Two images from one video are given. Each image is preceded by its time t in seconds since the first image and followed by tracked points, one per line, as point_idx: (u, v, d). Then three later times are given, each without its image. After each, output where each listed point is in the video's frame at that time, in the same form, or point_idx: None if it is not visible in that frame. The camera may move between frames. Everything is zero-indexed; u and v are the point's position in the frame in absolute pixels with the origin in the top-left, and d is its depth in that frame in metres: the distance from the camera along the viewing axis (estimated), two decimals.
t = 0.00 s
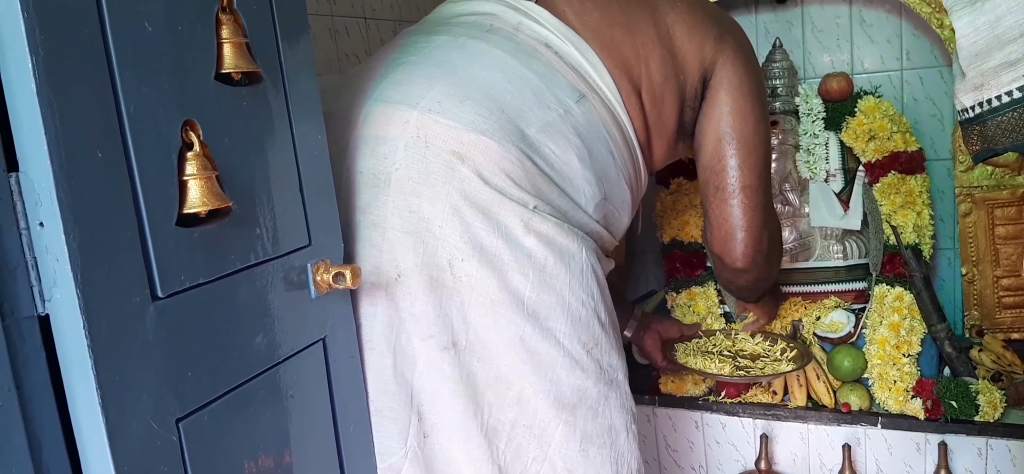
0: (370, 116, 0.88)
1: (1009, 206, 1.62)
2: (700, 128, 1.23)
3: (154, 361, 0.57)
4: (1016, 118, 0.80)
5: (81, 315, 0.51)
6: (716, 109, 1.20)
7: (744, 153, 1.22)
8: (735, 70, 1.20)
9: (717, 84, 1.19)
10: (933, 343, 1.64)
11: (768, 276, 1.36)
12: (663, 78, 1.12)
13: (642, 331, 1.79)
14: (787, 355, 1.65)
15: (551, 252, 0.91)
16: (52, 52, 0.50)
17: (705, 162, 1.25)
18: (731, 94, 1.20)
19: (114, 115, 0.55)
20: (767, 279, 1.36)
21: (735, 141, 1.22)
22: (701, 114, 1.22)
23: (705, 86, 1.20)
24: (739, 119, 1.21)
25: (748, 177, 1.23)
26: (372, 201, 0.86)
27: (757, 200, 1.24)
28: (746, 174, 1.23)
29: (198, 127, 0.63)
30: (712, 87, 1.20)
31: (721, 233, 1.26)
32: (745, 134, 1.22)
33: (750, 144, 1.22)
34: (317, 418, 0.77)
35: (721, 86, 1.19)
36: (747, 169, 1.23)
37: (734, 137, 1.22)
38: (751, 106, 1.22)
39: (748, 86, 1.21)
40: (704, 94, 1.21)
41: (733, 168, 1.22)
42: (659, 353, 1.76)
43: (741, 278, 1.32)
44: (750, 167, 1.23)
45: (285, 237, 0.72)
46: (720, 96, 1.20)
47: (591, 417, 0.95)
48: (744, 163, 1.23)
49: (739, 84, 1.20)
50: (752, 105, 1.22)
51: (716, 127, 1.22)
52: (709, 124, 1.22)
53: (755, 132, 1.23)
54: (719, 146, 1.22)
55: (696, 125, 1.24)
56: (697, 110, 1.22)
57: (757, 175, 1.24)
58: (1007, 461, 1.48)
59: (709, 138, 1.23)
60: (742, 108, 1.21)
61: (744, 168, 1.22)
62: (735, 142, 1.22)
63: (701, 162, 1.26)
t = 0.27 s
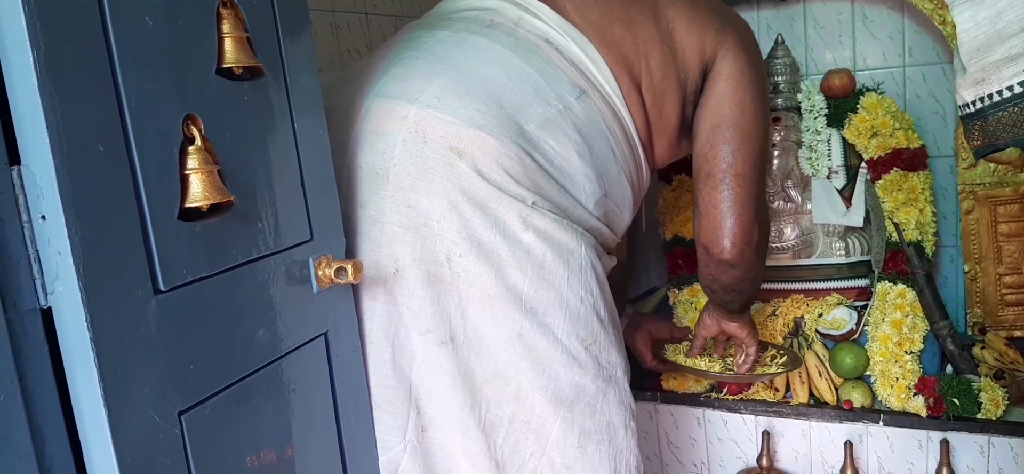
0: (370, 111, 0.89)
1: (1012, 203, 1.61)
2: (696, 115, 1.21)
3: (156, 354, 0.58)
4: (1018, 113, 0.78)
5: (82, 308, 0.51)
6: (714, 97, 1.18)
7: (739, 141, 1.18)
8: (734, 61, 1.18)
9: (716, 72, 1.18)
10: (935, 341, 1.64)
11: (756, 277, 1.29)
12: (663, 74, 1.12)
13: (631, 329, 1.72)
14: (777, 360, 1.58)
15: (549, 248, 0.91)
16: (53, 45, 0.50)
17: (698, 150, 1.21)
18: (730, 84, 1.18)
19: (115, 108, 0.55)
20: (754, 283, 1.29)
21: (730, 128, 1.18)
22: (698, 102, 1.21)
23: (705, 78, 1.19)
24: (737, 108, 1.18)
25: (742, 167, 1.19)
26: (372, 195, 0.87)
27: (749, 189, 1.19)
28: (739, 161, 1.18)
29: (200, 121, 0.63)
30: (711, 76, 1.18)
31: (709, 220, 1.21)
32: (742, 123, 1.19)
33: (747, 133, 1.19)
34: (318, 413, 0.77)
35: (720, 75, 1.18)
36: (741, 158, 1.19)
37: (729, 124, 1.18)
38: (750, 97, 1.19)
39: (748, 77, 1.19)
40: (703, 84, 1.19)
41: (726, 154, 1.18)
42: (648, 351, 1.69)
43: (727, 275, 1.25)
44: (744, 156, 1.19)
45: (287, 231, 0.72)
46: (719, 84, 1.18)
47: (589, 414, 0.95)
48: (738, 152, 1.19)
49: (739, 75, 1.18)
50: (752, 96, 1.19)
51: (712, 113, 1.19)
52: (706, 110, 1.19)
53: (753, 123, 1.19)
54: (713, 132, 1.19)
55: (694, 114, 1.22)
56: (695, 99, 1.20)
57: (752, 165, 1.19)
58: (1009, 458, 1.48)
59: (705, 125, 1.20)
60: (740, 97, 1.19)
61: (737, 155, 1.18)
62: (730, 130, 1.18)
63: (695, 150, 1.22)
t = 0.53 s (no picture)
0: (371, 107, 0.89)
1: (1015, 202, 1.61)
2: (704, 118, 1.20)
3: (159, 350, 0.58)
4: (1017, 111, 0.78)
5: (86, 304, 0.52)
6: (722, 102, 1.17)
7: (747, 146, 1.17)
8: (743, 64, 1.17)
9: (724, 75, 1.17)
10: (938, 340, 1.65)
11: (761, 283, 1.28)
12: (666, 74, 1.12)
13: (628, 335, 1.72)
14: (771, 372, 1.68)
15: (549, 246, 0.91)
16: (57, 41, 0.50)
17: (705, 153, 1.20)
18: (738, 87, 1.17)
19: (118, 104, 0.55)
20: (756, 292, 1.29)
21: (738, 133, 1.17)
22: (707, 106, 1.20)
23: (711, 79, 1.18)
24: (745, 112, 1.17)
25: (750, 172, 1.18)
26: (371, 192, 0.87)
27: (755, 195, 1.18)
28: (747, 166, 1.17)
29: (203, 117, 0.63)
30: (719, 79, 1.17)
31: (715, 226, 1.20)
32: (750, 128, 1.17)
33: (755, 138, 1.18)
34: (320, 409, 0.77)
35: (728, 77, 1.17)
36: (750, 163, 1.17)
37: (738, 128, 1.17)
38: (759, 101, 1.18)
39: (757, 80, 1.18)
40: (711, 85, 1.18)
41: (734, 159, 1.17)
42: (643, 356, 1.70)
43: (731, 281, 1.25)
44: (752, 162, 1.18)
45: (290, 228, 0.72)
46: (726, 86, 1.17)
47: (588, 413, 0.94)
48: (747, 156, 1.17)
49: (747, 78, 1.17)
50: (759, 100, 1.18)
51: (720, 117, 1.18)
52: (714, 114, 1.18)
53: (761, 127, 1.18)
54: (722, 136, 1.18)
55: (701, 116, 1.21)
56: (702, 102, 1.20)
57: (760, 171, 1.18)
58: (1011, 457, 1.48)
59: (713, 129, 1.19)
60: (748, 101, 1.18)
61: (745, 161, 1.17)
62: (738, 134, 1.17)
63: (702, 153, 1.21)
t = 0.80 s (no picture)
0: (374, 102, 0.89)
1: (1015, 200, 1.61)
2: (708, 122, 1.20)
3: (158, 346, 0.58)
4: (1017, 108, 0.78)
5: (85, 300, 0.52)
6: (727, 108, 1.18)
7: (751, 153, 1.18)
8: (745, 67, 1.18)
9: (727, 79, 1.18)
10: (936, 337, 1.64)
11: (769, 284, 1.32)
12: (670, 73, 1.12)
13: (635, 335, 1.79)
14: (779, 377, 1.69)
15: (552, 242, 0.91)
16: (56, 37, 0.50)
17: (710, 158, 1.21)
18: (741, 92, 1.18)
19: (118, 100, 0.55)
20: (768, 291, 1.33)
21: (742, 140, 1.18)
22: (710, 109, 1.20)
23: (714, 82, 1.18)
24: (748, 116, 1.18)
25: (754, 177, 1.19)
26: (374, 186, 0.87)
27: (760, 201, 1.20)
28: (752, 174, 1.18)
29: (202, 114, 0.63)
30: (723, 83, 1.18)
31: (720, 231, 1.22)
32: (754, 134, 1.18)
33: (758, 142, 1.19)
34: (319, 405, 0.77)
35: (731, 82, 1.18)
36: (755, 169, 1.18)
37: (742, 135, 1.18)
38: (761, 105, 1.19)
39: (758, 85, 1.19)
40: (714, 88, 1.19)
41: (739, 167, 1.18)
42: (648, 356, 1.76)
43: (740, 283, 1.28)
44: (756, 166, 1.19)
45: (289, 224, 0.72)
46: (730, 90, 1.18)
47: (589, 409, 0.94)
48: (751, 162, 1.18)
49: (749, 82, 1.18)
50: (762, 104, 1.19)
51: (724, 122, 1.19)
52: (718, 120, 1.19)
53: (764, 133, 1.19)
54: (725, 142, 1.19)
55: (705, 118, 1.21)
56: (705, 106, 1.20)
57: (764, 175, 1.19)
58: (1010, 455, 1.48)
59: (717, 134, 1.19)
60: (751, 105, 1.18)
61: (751, 169, 1.18)
62: (743, 141, 1.18)
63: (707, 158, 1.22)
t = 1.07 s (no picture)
0: (371, 100, 0.89)
1: (1009, 200, 1.62)
2: (708, 135, 1.22)
3: (152, 347, 0.58)
4: (1012, 108, 0.78)
5: (77, 301, 0.51)
6: (725, 124, 1.19)
7: (750, 169, 1.20)
8: (743, 80, 1.17)
9: (726, 94, 1.17)
10: (931, 337, 1.64)
11: (776, 292, 1.34)
12: (667, 78, 1.11)
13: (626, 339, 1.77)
14: (768, 379, 1.66)
15: (548, 241, 0.91)
16: (47, 37, 0.50)
17: (711, 173, 1.24)
18: (740, 108, 1.18)
19: (110, 101, 0.55)
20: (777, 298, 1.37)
21: (740, 157, 1.20)
22: (709, 123, 1.21)
23: (713, 95, 1.18)
24: (746, 134, 1.19)
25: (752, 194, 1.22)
26: (370, 184, 0.86)
27: (759, 217, 1.23)
28: (750, 191, 1.21)
29: (195, 114, 0.62)
30: (721, 98, 1.18)
31: (723, 244, 1.26)
32: (752, 151, 1.20)
33: (757, 159, 1.20)
34: (313, 406, 0.77)
35: (730, 98, 1.17)
36: (753, 184, 1.21)
37: (740, 153, 1.20)
38: (759, 121, 1.19)
39: (758, 100, 1.19)
40: (713, 102, 1.19)
41: (737, 184, 1.21)
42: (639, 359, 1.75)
43: (742, 290, 1.32)
44: (755, 183, 1.21)
45: (283, 224, 0.72)
46: (728, 107, 1.18)
47: (585, 408, 0.94)
48: (749, 178, 1.21)
49: (747, 98, 1.18)
50: (760, 119, 1.19)
51: (723, 140, 1.20)
52: (717, 136, 1.20)
53: (762, 148, 1.20)
54: (725, 158, 1.21)
55: (704, 130, 1.22)
56: (704, 119, 1.21)
57: (762, 192, 1.22)
58: (1004, 454, 1.49)
59: (716, 150, 1.21)
60: (750, 122, 1.19)
61: (749, 186, 1.21)
62: (741, 158, 1.20)
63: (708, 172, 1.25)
